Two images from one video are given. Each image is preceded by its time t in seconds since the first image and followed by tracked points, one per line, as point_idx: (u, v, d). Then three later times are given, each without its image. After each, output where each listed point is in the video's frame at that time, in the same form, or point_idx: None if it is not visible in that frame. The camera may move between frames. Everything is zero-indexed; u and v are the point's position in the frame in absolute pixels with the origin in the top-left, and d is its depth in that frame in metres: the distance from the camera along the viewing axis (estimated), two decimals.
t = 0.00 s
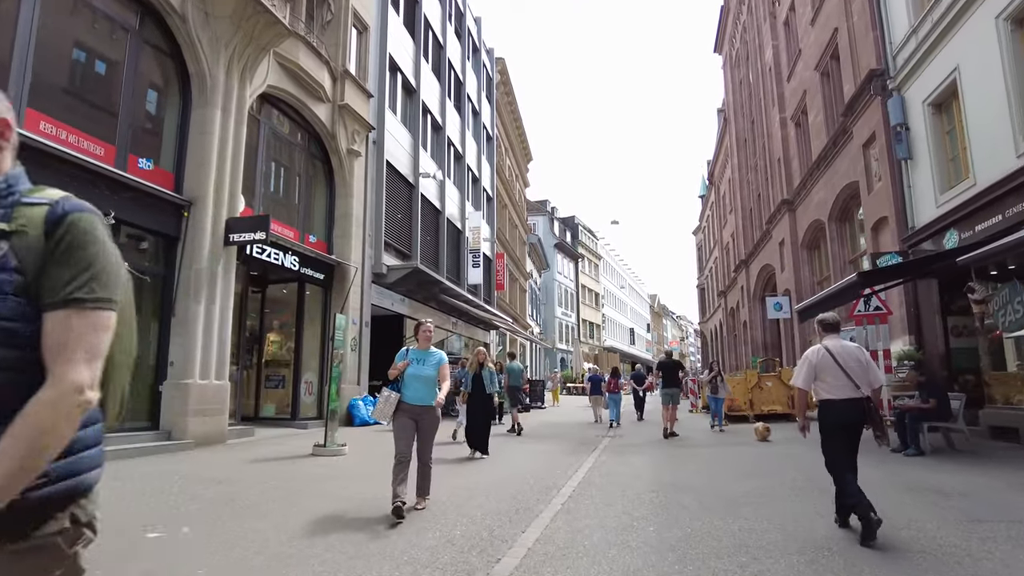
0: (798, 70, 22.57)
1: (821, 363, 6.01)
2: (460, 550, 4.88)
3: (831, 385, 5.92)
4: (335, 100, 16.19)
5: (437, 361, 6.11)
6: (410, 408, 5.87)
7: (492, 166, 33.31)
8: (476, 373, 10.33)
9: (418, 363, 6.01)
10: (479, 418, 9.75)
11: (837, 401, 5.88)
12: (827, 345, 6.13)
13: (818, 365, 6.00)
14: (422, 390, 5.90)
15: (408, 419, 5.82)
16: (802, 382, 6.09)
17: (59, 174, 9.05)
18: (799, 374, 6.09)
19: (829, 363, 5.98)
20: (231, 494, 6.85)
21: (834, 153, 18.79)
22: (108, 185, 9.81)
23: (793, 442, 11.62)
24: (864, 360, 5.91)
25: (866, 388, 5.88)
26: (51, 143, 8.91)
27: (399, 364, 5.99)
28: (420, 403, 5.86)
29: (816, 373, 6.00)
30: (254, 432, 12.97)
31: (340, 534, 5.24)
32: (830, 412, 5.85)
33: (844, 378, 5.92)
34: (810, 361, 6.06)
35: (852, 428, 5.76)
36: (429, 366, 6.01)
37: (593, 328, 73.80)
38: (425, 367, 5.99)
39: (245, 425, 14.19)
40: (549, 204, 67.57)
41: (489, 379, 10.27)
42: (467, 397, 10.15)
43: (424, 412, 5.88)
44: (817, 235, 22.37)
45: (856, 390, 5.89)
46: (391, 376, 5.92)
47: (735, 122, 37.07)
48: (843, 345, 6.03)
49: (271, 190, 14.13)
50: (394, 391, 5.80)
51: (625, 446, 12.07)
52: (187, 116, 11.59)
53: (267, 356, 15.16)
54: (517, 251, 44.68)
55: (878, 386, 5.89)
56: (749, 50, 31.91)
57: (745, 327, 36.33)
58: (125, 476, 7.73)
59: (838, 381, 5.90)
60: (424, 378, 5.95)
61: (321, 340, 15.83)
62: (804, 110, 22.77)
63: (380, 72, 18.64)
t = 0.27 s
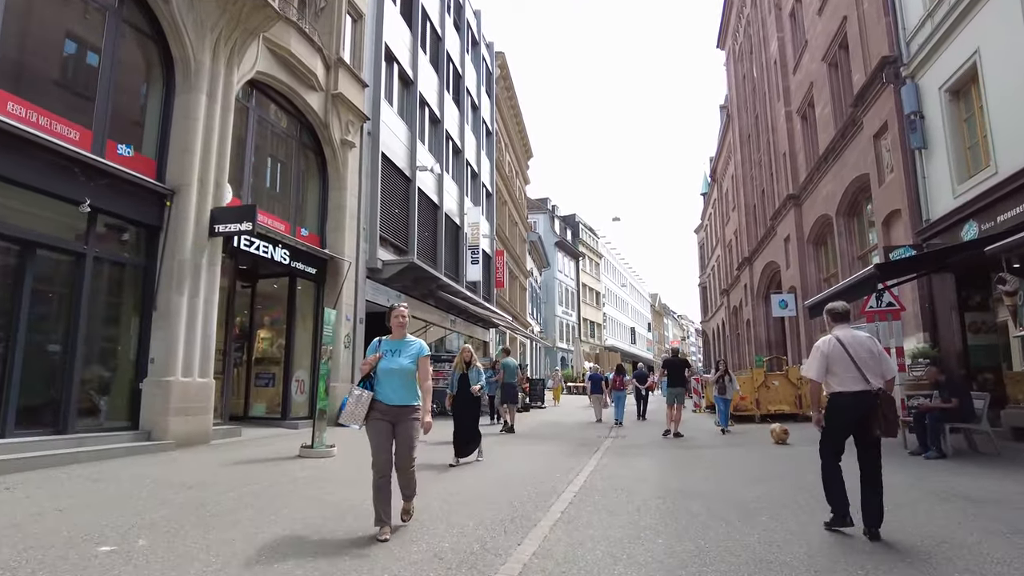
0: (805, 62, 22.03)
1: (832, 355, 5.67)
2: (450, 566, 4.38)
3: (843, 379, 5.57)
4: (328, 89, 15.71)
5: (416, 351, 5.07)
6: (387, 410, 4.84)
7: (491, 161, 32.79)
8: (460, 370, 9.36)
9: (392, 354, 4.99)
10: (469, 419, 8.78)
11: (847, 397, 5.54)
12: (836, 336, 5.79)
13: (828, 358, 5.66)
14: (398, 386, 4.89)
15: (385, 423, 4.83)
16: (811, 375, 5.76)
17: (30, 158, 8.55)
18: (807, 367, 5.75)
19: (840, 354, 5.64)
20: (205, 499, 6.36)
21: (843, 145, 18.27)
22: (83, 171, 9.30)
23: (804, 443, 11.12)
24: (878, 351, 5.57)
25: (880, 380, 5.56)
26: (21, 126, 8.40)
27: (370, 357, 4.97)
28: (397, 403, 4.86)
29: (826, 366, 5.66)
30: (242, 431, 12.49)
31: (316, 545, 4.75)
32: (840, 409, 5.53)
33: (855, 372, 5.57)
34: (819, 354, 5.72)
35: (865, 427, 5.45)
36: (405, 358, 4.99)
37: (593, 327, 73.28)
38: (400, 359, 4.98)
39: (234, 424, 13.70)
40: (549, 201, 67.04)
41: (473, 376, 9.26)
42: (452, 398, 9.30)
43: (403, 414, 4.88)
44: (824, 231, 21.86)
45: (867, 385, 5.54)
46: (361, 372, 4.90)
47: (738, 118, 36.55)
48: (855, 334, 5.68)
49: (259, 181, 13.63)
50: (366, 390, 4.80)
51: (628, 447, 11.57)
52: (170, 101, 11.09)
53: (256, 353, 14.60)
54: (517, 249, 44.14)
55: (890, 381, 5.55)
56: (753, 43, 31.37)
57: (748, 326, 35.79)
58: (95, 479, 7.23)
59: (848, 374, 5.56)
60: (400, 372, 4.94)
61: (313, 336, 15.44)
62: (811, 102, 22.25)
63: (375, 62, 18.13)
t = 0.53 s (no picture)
0: (810, 55, 21.52)
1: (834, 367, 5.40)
2: None
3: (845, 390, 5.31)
4: (319, 81, 15.24)
5: (389, 354, 4.31)
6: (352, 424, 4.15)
7: (490, 159, 32.28)
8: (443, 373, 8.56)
9: (360, 357, 4.25)
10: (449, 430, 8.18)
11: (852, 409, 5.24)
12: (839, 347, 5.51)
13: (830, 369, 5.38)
14: (368, 396, 4.17)
15: (352, 440, 4.16)
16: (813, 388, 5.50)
17: None
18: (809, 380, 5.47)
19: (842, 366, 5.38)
20: (173, 514, 5.84)
21: (850, 139, 17.75)
22: (52, 161, 8.78)
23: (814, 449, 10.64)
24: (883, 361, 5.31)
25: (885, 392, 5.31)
26: None
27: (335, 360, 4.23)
28: (365, 416, 4.14)
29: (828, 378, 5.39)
30: (228, 436, 12.00)
31: (285, 570, 4.25)
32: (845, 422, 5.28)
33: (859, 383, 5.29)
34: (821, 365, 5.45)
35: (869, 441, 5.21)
36: (376, 362, 4.25)
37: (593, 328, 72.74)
38: (370, 365, 4.23)
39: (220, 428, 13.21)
40: (549, 200, 66.49)
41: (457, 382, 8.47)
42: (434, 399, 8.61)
43: (374, 429, 4.16)
44: (830, 228, 21.40)
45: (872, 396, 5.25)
46: (325, 379, 4.21)
47: (741, 115, 36.04)
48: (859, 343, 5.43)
49: (246, 175, 13.16)
50: (329, 403, 4.11)
51: (630, 452, 11.09)
52: (151, 90, 10.59)
53: (245, 353, 14.10)
54: (517, 248, 43.63)
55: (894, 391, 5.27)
56: (756, 39, 30.85)
57: (751, 326, 35.29)
58: (58, 490, 6.71)
59: (851, 385, 5.28)
60: (370, 379, 4.20)
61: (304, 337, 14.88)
62: (816, 97, 21.76)
63: (369, 54, 17.63)
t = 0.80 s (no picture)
0: (814, 47, 21.01)
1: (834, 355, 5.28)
2: None
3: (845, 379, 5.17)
4: (309, 70, 14.78)
5: (344, 346, 3.38)
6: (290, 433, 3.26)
7: (488, 155, 31.78)
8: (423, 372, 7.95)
9: (308, 346, 3.36)
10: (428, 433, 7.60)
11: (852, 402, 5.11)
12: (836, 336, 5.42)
13: (830, 359, 5.24)
14: (312, 397, 3.26)
15: (296, 450, 3.25)
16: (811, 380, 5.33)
17: None
18: (807, 371, 5.34)
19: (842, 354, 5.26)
20: (134, 525, 5.35)
21: (857, 132, 17.25)
22: (17, 146, 8.25)
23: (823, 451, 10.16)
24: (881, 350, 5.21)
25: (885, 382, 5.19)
26: None
27: (278, 349, 3.38)
28: (307, 422, 3.23)
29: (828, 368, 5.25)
30: (211, 438, 11.51)
31: None
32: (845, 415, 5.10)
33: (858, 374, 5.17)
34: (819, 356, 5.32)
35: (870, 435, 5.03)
36: (326, 353, 3.33)
37: (594, 328, 72.21)
38: (317, 357, 3.33)
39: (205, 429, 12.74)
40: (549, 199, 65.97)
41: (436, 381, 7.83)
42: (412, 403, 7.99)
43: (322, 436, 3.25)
44: (835, 224, 20.92)
45: (872, 388, 5.13)
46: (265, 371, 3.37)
47: (742, 111, 35.54)
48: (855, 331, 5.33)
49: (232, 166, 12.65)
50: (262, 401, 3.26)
51: (630, 454, 10.60)
52: (128, 75, 10.08)
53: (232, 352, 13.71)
54: (516, 246, 43.15)
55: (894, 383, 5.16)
56: (758, 32, 30.36)
57: (753, 325, 34.78)
58: (15, 498, 6.21)
59: (851, 377, 5.16)
60: (316, 374, 3.29)
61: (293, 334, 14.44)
62: (821, 90, 21.27)
63: (361, 44, 17.12)
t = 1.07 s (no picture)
0: (820, 39, 20.52)
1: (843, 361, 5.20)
2: None
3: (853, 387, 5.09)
4: (301, 61, 14.30)
5: (269, 340, 2.67)
6: (202, 457, 2.59)
7: (487, 152, 31.28)
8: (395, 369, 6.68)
9: (228, 343, 2.68)
10: (403, 441, 6.56)
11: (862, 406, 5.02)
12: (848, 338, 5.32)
13: (838, 363, 5.17)
14: (228, 406, 2.59)
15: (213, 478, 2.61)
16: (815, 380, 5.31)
17: None
18: (816, 374, 5.27)
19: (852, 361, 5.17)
20: (91, 540, 4.87)
21: (865, 125, 16.77)
22: None
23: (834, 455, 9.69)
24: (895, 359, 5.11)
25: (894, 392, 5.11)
26: None
27: (191, 346, 2.69)
28: (224, 439, 2.58)
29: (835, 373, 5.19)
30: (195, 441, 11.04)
31: None
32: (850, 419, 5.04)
33: (869, 380, 5.09)
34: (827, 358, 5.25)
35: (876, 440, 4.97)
36: (248, 354, 2.64)
37: (594, 327, 71.73)
38: (235, 357, 2.63)
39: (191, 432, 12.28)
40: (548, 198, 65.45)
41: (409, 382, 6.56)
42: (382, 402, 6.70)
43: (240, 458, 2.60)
44: (841, 220, 20.44)
45: (881, 394, 5.04)
46: (177, 374, 2.69)
47: (744, 107, 35.06)
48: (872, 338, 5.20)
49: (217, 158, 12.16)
50: (167, 415, 2.58)
51: (632, 458, 10.14)
52: (104, 59, 9.58)
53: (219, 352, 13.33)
54: (515, 245, 42.68)
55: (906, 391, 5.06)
56: (761, 27, 29.90)
57: (756, 324, 34.30)
58: None
59: (861, 381, 5.08)
60: (233, 381, 2.61)
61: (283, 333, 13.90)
62: (827, 83, 20.79)
63: (355, 34, 16.64)
